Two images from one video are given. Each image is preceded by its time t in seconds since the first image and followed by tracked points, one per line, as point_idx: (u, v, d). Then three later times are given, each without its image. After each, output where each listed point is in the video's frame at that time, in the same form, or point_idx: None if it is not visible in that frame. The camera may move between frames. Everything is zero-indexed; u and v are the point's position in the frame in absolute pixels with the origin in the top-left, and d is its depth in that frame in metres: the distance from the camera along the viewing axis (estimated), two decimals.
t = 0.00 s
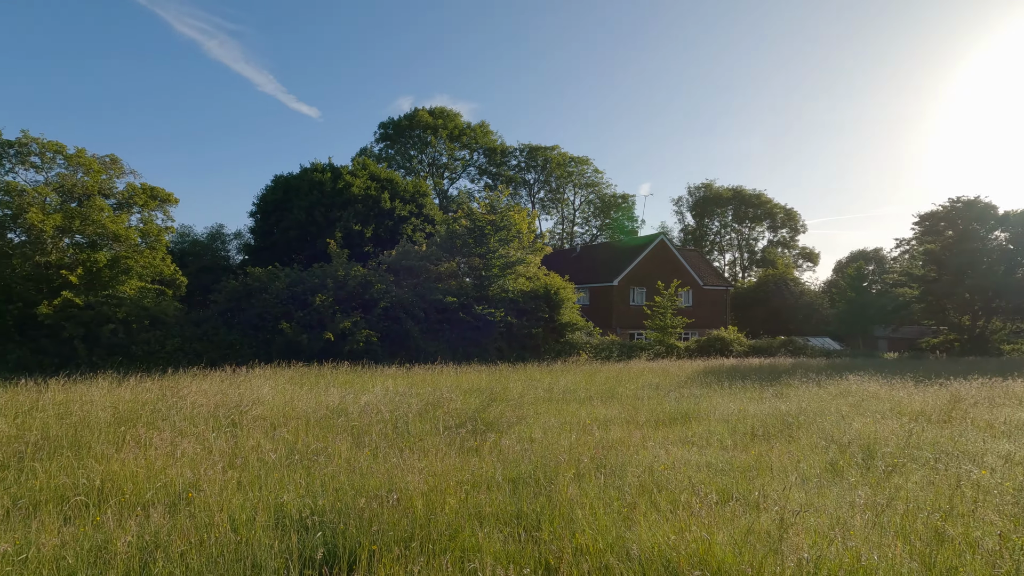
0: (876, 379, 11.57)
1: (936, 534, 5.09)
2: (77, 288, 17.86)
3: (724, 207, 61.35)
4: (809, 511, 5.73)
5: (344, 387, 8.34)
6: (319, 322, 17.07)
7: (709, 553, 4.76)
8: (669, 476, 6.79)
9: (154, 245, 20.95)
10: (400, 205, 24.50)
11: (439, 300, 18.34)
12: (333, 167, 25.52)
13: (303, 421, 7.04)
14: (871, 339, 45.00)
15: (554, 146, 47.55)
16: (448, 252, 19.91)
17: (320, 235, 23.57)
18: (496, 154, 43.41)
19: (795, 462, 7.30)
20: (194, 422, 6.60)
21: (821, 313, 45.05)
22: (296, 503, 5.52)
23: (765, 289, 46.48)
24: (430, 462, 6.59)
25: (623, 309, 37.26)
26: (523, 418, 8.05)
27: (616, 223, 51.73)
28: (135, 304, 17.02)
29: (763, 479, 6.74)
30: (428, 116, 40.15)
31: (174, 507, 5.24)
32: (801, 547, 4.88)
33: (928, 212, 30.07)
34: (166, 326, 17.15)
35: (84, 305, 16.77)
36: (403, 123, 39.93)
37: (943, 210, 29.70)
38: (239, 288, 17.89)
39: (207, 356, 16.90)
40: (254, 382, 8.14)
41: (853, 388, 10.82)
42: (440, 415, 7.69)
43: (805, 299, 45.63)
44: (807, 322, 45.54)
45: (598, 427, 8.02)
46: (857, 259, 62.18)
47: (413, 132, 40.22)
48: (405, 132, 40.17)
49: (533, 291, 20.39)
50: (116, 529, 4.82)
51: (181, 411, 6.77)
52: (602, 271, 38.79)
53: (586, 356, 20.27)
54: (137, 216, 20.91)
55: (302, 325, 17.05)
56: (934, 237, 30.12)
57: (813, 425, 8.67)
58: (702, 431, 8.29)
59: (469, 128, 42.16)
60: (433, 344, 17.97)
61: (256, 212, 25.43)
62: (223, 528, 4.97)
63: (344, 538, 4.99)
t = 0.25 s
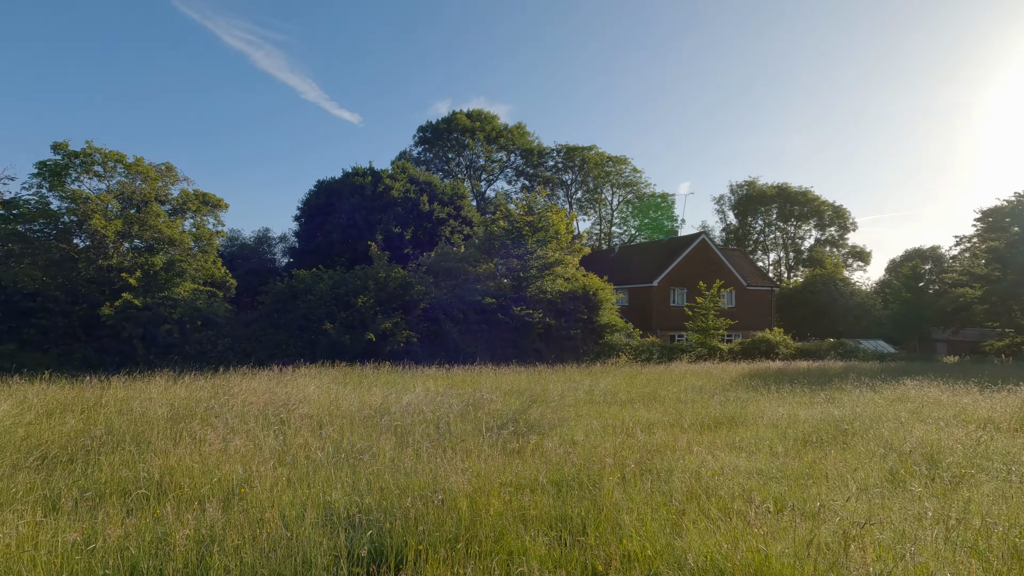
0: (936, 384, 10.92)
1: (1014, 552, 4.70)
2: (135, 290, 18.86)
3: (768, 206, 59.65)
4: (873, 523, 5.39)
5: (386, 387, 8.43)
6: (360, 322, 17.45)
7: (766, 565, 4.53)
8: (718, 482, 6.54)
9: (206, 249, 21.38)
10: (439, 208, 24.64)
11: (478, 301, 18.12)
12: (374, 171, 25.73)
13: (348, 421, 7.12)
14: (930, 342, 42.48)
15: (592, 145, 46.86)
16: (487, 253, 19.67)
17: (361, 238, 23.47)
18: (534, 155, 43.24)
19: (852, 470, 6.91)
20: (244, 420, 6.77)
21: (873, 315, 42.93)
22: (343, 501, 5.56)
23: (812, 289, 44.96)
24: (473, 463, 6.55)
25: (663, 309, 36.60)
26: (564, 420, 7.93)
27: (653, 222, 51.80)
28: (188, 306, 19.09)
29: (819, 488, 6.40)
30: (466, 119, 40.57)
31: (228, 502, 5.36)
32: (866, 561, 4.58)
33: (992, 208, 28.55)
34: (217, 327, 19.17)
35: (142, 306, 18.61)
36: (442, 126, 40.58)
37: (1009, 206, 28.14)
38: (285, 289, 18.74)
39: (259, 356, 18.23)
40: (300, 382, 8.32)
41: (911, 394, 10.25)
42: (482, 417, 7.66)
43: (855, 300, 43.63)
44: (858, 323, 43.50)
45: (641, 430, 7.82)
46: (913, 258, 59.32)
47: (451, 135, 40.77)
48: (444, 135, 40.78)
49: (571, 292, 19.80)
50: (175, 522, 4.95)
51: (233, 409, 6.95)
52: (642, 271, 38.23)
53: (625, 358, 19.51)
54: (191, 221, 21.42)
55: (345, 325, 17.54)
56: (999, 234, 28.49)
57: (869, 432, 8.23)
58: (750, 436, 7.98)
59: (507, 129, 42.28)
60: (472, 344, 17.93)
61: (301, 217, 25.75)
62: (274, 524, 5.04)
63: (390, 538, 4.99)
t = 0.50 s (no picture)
0: (1011, 389, 10.20)
1: None
2: (194, 291, 16.47)
3: (821, 201, 57.43)
4: (950, 536, 5.02)
5: (431, 386, 8.48)
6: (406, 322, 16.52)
7: None
8: (776, 488, 6.24)
9: (260, 251, 18.30)
10: (481, 208, 24.80)
11: (521, 301, 17.81)
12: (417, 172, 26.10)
13: (396, 419, 7.17)
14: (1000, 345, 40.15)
15: (635, 143, 46.33)
16: (528, 253, 19.73)
17: (406, 239, 24.09)
18: (575, 154, 42.91)
19: (922, 479, 6.48)
20: (297, 416, 6.89)
21: (936, 314, 39.87)
22: (394, 498, 5.58)
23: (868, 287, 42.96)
24: (521, 463, 6.48)
25: (710, 309, 35.69)
26: (612, 421, 7.78)
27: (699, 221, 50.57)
28: (244, 304, 16.38)
29: (887, 497, 6.03)
30: (508, 119, 40.71)
31: (284, 496, 5.45)
32: None
33: None
34: (270, 325, 16.67)
35: (200, 305, 16.11)
36: (484, 127, 40.84)
37: None
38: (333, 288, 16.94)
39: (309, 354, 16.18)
40: (349, 380, 8.47)
41: (982, 399, 9.62)
42: (527, 417, 7.60)
43: (916, 299, 40.94)
44: (921, 324, 40.51)
45: (691, 433, 7.59)
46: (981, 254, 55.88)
47: (493, 135, 41.01)
48: (485, 135, 41.06)
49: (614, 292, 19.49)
50: (236, 514, 5.07)
51: (286, 405, 7.11)
52: (687, 270, 37.45)
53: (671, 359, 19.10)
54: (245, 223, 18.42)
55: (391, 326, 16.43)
56: None
57: (939, 439, 7.70)
58: (807, 441, 7.63)
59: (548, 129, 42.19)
60: (516, 344, 17.33)
61: (347, 218, 26.40)
62: (329, 518, 5.09)
63: (441, 536, 4.98)
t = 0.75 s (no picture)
0: None
1: None
2: (254, 289, 16.34)
3: (888, 194, 54.45)
4: None
5: (481, 384, 8.52)
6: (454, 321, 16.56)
7: None
8: (845, 497, 5.85)
9: (318, 252, 17.80)
10: (528, 207, 24.72)
11: (568, 300, 17.69)
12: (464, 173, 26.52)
13: (446, 416, 7.19)
14: None
15: (685, 138, 45.97)
16: (576, 252, 19.29)
17: (453, 239, 24.49)
18: (623, 150, 42.40)
19: (1010, 492, 5.94)
20: (351, 412, 7.01)
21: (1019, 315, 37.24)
22: (447, 496, 5.57)
23: (941, 286, 40.31)
24: (574, 464, 6.36)
25: (766, 308, 34.47)
26: (665, 423, 7.56)
27: (754, 217, 48.70)
28: (301, 303, 16.29)
29: (971, 510, 5.55)
30: (554, 117, 40.69)
31: (340, 491, 5.54)
32: None
33: None
34: (326, 323, 16.59)
35: (260, 305, 16.03)
36: (529, 126, 40.97)
37: None
38: (385, 288, 17.17)
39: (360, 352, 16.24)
40: (400, 376, 8.62)
41: None
42: (578, 417, 7.49)
43: (996, 298, 38.23)
44: (998, 325, 38.17)
45: (749, 437, 7.27)
46: None
47: (539, 134, 41.09)
48: (531, 134, 41.14)
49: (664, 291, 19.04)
50: (295, 507, 5.19)
51: (341, 401, 7.27)
52: (742, 268, 36.31)
53: (725, 360, 18.56)
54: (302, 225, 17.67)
55: (440, 324, 16.51)
56: None
57: None
58: (877, 448, 7.16)
59: (596, 126, 41.90)
60: (562, 343, 17.18)
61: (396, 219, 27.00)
62: (384, 515, 5.13)
63: (494, 536, 4.93)
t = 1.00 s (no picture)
0: None
1: None
2: (314, 288, 16.25)
3: (969, 184, 50.61)
4: None
5: (533, 382, 8.46)
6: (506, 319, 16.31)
7: None
8: (930, 511, 5.37)
9: (375, 253, 16.87)
10: (579, 204, 24.32)
11: (620, 298, 17.17)
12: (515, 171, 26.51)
13: (500, 414, 7.14)
14: None
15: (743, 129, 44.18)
16: (630, 249, 18.85)
17: (505, 237, 24.38)
18: (677, 143, 40.92)
19: None
20: (406, 408, 7.06)
21: None
22: (501, 495, 5.51)
23: None
24: (631, 466, 6.15)
25: (832, 307, 32.76)
26: (725, 425, 7.24)
27: (819, 210, 46.45)
28: (358, 302, 16.24)
29: None
30: (606, 113, 39.90)
31: (396, 486, 5.58)
32: None
33: None
34: (382, 322, 16.51)
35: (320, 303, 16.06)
36: (580, 122, 40.64)
37: None
38: (437, 288, 17.20)
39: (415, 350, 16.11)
40: (454, 373, 8.68)
41: None
42: (633, 417, 7.29)
43: None
44: None
45: (818, 442, 6.84)
46: None
47: (590, 130, 40.65)
48: (582, 131, 40.80)
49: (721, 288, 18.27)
50: (354, 501, 5.27)
51: (396, 398, 7.37)
52: (806, 265, 34.72)
53: (788, 360, 17.71)
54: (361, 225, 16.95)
55: (492, 322, 16.36)
56: None
57: None
58: (961, 457, 6.60)
59: (649, 120, 40.64)
60: (615, 341, 16.78)
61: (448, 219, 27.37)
62: (439, 512, 5.13)
63: (549, 537, 4.83)
